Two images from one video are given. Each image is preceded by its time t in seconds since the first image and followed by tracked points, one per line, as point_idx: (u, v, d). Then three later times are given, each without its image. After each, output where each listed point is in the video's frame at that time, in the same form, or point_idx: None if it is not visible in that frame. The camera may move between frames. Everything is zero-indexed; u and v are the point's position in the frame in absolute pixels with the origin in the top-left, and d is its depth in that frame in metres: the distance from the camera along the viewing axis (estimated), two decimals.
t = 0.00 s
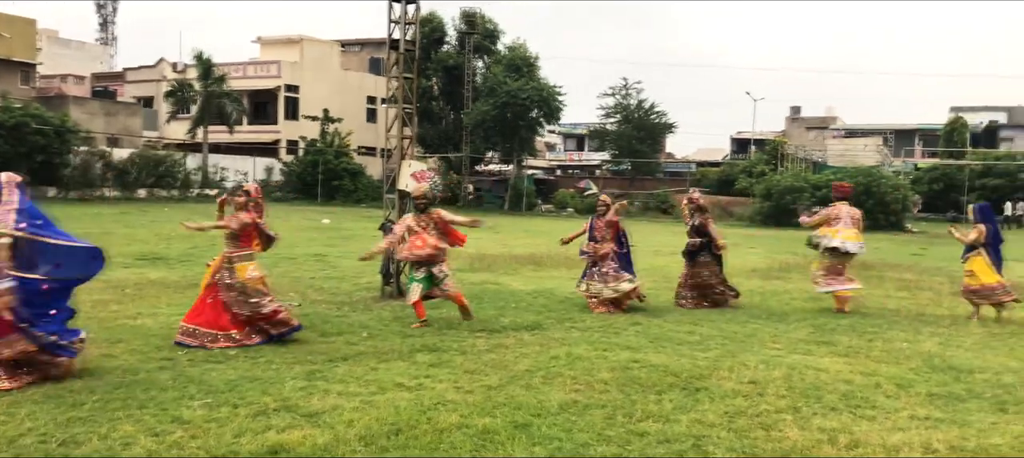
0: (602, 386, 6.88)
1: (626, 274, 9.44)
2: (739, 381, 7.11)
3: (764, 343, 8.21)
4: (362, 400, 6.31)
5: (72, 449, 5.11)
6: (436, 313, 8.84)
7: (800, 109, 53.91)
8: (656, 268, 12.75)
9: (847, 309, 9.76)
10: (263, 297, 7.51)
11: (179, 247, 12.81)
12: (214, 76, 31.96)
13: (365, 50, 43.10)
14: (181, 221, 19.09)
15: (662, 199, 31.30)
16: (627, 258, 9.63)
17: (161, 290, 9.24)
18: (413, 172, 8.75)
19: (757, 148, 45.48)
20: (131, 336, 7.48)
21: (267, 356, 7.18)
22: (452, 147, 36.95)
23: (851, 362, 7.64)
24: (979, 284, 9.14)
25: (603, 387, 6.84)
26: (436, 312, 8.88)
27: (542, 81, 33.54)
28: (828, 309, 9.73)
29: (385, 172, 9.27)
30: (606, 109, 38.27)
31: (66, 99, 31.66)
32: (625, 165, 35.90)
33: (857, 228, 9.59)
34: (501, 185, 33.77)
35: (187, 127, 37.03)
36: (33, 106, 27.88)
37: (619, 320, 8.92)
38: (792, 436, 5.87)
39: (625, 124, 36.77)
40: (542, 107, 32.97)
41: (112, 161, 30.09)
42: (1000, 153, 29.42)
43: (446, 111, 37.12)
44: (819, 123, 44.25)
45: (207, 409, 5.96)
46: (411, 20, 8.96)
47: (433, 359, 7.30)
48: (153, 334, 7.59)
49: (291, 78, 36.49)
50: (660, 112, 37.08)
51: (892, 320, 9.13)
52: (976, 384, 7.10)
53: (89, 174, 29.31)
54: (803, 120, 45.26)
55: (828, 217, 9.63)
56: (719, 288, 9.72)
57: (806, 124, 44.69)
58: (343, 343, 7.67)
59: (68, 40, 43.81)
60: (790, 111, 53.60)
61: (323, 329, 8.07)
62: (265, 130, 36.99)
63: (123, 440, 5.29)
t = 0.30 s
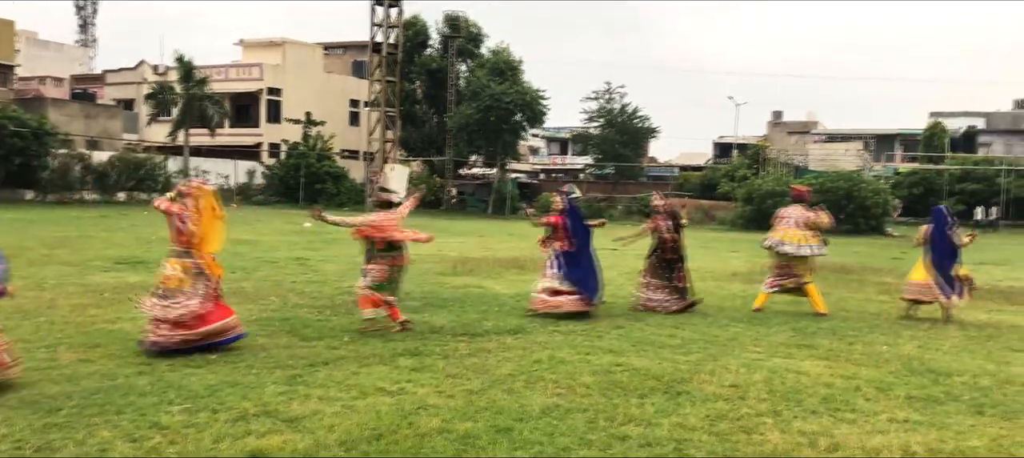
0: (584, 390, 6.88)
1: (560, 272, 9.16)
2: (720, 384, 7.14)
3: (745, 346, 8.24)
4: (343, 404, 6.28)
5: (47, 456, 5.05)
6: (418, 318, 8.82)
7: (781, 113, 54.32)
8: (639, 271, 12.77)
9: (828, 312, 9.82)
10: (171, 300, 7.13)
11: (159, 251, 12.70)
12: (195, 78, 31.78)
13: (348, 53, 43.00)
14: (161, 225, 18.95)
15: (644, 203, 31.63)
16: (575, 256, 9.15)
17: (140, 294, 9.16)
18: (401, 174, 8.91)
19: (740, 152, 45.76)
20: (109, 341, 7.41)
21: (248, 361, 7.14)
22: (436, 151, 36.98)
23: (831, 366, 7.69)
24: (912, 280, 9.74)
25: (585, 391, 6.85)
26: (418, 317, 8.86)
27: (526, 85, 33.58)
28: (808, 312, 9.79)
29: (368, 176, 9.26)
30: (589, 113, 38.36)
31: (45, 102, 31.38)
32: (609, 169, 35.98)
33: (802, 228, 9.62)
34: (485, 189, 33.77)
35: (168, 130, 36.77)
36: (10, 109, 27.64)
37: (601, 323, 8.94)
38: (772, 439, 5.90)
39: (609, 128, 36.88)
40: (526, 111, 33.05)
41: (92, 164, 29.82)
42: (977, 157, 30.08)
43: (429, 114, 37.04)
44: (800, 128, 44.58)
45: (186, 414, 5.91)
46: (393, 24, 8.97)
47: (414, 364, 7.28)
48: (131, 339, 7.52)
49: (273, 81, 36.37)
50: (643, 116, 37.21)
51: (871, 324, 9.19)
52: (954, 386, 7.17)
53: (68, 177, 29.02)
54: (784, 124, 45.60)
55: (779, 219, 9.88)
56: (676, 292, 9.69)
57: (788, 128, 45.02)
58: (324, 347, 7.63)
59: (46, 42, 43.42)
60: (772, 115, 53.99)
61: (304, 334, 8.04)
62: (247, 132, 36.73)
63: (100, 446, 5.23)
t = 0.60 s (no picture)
0: (566, 394, 6.88)
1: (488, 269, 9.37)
2: (702, 388, 7.16)
3: (727, 350, 8.28)
4: (324, 409, 6.24)
5: None
6: (401, 322, 8.80)
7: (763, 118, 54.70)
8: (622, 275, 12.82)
9: (808, 316, 9.89)
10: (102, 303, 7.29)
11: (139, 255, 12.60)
12: (176, 81, 31.57)
13: (331, 56, 42.88)
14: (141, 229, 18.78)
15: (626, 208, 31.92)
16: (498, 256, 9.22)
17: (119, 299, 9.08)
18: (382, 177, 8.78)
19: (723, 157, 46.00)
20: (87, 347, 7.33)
21: (229, 366, 7.09)
22: (419, 155, 36.97)
23: (812, 370, 7.74)
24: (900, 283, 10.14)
25: (568, 395, 6.85)
26: (401, 321, 8.84)
27: (510, 90, 33.63)
28: (789, 316, 9.86)
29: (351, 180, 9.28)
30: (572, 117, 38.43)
31: (23, 105, 31.08)
32: (593, 174, 36.05)
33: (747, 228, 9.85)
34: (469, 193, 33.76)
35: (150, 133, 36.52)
36: None
37: (584, 328, 8.95)
38: (754, 443, 5.93)
39: (592, 133, 36.98)
40: (509, 115, 33.07)
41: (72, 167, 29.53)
42: (956, 162, 30.46)
43: (412, 118, 36.97)
44: (782, 133, 44.91)
45: (165, 420, 5.86)
46: (377, 27, 8.97)
47: (396, 368, 7.25)
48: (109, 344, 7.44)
49: (255, 84, 36.20)
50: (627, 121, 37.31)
51: (852, 327, 9.27)
52: (933, 390, 7.23)
53: (46, 180, 28.70)
54: (767, 129, 45.91)
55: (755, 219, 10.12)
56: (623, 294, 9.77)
57: (769, 134, 45.33)
58: (306, 352, 7.59)
59: (25, 44, 43.02)
60: (754, 120, 54.36)
61: (285, 338, 8.00)
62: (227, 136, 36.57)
63: (77, 453, 5.17)
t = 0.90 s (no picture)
0: (548, 397, 6.88)
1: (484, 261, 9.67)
2: (684, 391, 7.18)
3: (709, 353, 8.31)
4: (305, 414, 6.21)
5: None
6: (383, 326, 8.77)
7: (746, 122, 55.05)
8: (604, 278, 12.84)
9: (790, 320, 9.95)
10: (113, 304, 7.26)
11: (119, 259, 12.51)
12: (157, 84, 31.37)
13: (314, 59, 42.77)
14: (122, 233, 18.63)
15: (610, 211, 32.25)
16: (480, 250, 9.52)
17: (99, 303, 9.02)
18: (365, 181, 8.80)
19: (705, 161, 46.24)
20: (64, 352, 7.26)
21: (209, 371, 7.04)
22: (403, 158, 36.94)
23: (793, 373, 7.77)
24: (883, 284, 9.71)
25: (550, 398, 6.85)
26: (383, 325, 8.81)
27: (493, 93, 33.66)
28: (771, 320, 9.90)
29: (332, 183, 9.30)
30: (555, 120, 38.51)
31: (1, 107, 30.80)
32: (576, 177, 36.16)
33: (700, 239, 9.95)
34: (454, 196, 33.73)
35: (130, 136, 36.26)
36: None
37: (567, 331, 8.95)
38: (735, 445, 5.96)
39: (576, 136, 37.08)
40: (493, 118, 33.11)
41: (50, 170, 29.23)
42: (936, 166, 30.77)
43: (396, 121, 36.95)
44: (764, 137, 45.23)
45: (143, 425, 5.81)
46: (359, 30, 8.97)
47: (378, 373, 7.23)
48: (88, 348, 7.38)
49: (237, 87, 35.97)
50: (610, 125, 37.43)
51: (832, 330, 9.33)
52: (912, 392, 7.29)
53: (24, 183, 28.39)
54: (749, 133, 46.22)
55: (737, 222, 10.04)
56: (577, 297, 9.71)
57: (751, 137, 45.64)
58: (288, 356, 7.55)
59: (4, 46, 42.63)
60: (736, 124, 54.70)
61: (267, 343, 7.96)
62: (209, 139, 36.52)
63: None
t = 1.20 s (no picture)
0: (530, 400, 6.88)
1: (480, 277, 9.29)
2: (665, 393, 7.20)
3: (689, 355, 8.33)
4: (284, 418, 6.17)
5: None
6: (364, 329, 8.74)
7: (728, 125, 55.41)
8: (586, 281, 12.87)
9: (770, 321, 10.01)
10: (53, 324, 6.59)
11: (97, 262, 12.38)
12: (136, 86, 31.16)
13: (295, 61, 42.56)
14: (100, 236, 18.46)
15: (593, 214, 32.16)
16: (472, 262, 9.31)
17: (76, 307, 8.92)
18: (345, 183, 8.76)
19: (687, 164, 46.48)
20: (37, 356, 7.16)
21: (186, 375, 6.98)
22: (385, 161, 36.83)
23: (773, 374, 7.82)
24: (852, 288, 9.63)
25: (531, 401, 6.85)
26: (364, 328, 8.78)
27: (475, 96, 33.70)
28: (751, 322, 9.96)
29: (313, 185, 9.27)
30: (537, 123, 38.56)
31: None
32: (559, 180, 36.15)
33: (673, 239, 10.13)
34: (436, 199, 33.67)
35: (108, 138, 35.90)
36: None
37: (549, 333, 8.96)
38: (715, 447, 5.98)
39: (558, 139, 37.14)
40: (475, 121, 33.11)
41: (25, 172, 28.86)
42: (914, 169, 31.06)
43: (377, 124, 36.85)
44: (745, 140, 45.54)
45: (120, 430, 5.74)
46: (339, 31, 8.90)
47: (358, 376, 7.20)
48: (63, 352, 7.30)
49: (217, 89, 35.71)
50: (592, 128, 37.54)
51: (811, 332, 9.39)
52: (890, 393, 7.35)
53: None
54: (730, 136, 46.53)
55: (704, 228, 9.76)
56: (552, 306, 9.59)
57: (732, 140, 45.93)
58: (267, 360, 7.50)
59: None
60: (718, 127, 55.06)
61: (246, 346, 7.91)
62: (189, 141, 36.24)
63: None
